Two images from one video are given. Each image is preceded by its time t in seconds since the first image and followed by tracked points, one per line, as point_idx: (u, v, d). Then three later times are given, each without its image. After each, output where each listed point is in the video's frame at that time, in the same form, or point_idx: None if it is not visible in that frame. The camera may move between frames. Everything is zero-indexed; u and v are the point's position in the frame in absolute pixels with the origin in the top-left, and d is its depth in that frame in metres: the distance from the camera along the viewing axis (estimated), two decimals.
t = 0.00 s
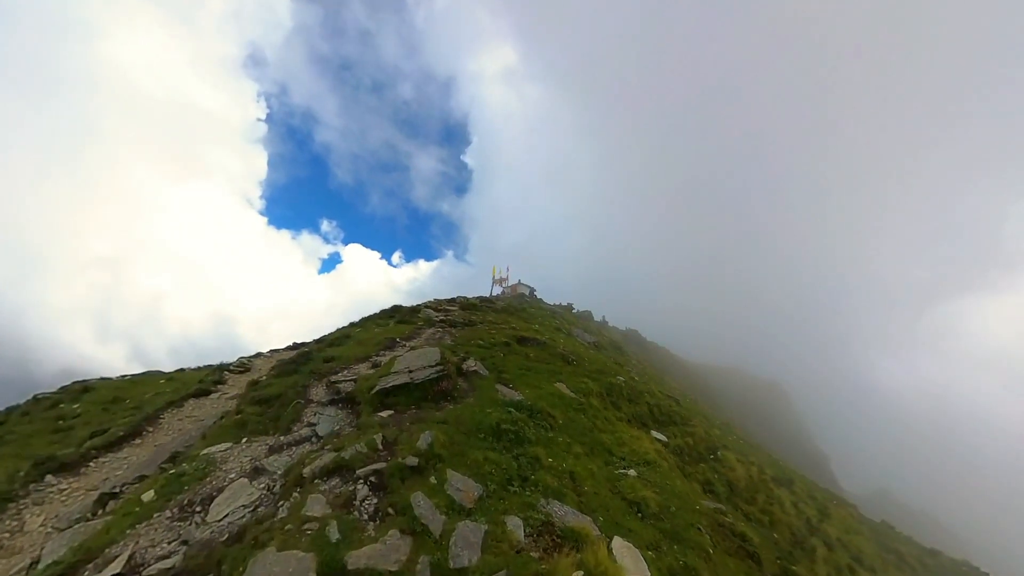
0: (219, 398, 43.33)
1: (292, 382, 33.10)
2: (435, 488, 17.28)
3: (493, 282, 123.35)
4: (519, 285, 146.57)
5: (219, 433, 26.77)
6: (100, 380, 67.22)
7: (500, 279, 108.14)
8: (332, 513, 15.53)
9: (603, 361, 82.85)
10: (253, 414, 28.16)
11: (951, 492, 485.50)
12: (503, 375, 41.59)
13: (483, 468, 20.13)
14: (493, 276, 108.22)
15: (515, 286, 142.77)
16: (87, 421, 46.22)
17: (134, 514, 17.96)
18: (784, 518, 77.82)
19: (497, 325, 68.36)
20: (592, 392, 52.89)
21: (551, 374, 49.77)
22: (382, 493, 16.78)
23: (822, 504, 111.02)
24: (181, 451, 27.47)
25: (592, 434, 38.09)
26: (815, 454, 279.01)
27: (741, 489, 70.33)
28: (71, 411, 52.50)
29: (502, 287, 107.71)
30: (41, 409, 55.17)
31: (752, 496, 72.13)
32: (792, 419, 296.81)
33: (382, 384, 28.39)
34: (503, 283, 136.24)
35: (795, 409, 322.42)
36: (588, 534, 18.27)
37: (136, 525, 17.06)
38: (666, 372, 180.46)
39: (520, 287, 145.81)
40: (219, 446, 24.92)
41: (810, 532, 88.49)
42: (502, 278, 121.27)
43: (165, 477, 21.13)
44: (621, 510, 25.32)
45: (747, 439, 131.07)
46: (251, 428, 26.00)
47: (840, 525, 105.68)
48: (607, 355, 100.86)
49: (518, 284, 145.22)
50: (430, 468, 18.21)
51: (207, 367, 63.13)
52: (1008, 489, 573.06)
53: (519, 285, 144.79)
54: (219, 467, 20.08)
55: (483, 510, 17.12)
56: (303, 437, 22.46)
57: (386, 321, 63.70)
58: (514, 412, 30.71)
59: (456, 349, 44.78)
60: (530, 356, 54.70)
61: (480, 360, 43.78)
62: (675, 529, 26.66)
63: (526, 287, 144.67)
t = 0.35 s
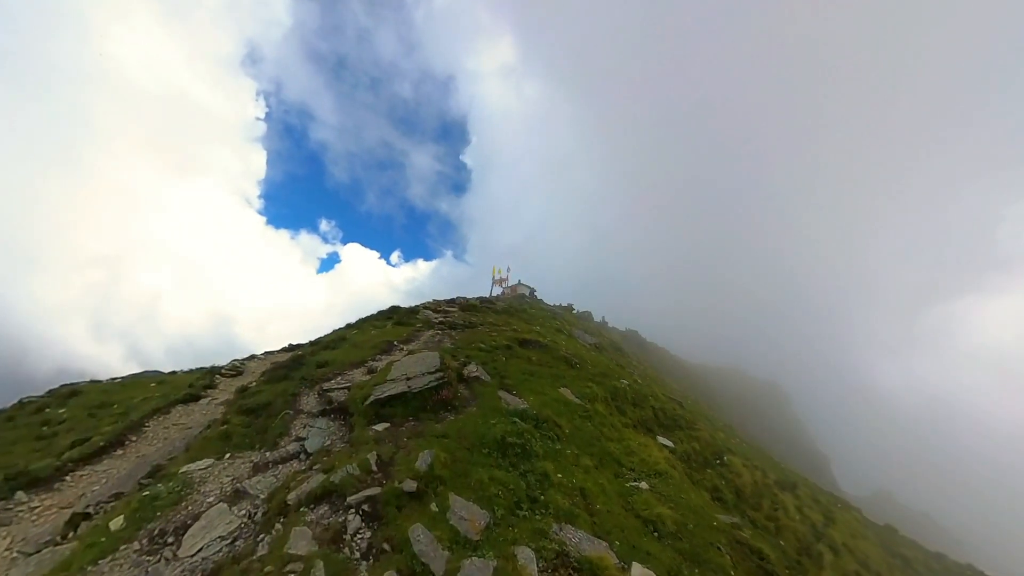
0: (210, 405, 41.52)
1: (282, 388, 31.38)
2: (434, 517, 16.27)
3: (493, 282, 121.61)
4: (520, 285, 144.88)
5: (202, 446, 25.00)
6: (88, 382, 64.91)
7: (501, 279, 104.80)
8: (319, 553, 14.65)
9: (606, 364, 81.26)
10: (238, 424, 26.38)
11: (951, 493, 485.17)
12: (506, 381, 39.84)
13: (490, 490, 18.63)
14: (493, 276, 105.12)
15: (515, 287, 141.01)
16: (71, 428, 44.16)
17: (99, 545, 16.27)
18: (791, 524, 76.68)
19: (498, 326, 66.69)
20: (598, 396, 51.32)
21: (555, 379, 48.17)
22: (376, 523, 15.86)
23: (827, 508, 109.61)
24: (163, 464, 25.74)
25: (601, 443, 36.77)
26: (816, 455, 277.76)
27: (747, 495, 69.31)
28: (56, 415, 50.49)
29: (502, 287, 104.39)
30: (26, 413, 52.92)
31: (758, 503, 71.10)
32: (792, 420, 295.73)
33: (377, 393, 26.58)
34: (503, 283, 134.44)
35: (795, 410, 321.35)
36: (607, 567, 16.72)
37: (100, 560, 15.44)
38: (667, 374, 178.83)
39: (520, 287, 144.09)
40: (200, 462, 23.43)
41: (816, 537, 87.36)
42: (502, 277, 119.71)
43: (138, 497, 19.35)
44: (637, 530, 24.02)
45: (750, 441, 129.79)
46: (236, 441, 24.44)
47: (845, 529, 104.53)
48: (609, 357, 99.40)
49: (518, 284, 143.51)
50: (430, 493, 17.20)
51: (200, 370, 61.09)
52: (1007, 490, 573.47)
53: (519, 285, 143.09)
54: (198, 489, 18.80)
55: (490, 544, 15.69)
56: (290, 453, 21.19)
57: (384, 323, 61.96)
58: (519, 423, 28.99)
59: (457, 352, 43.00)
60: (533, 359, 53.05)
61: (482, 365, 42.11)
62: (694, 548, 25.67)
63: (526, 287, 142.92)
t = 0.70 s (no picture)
0: (200, 412, 39.88)
1: (274, 394, 29.77)
2: (441, 546, 15.06)
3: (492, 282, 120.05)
4: (519, 285, 143.28)
5: (185, 459, 23.62)
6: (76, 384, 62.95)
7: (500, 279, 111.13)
8: None
9: (610, 365, 79.83)
10: (226, 436, 25.06)
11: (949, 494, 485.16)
12: (510, 385, 38.31)
13: (501, 512, 17.59)
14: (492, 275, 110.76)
15: (515, 286, 139.42)
16: (55, 434, 42.37)
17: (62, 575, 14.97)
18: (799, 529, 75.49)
19: (500, 327, 65.19)
20: (604, 400, 50.03)
21: (560, 383, 46.81)
22: (376, 555, 14.61)
23: (832, 511, 108.15)
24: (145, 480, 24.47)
25: (610, 451, 35.60)
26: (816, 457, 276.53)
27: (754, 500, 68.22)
28: (41, 420, 48.67)
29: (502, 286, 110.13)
30: (10, 416, 51.02)
31: (765, 508, 70.02)
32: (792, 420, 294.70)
33: (375, 401, 24.86)
34: (503, 283, 132.83)
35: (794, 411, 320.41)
36: None
37: None
38: (668, 374, 177.33)
39: (520, 287, 142.50)
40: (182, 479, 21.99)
41: (822, 541, 86.21)
42: (501, 277, 118.13)
43: (111, 519, 18.04)
44: (656, 548, 22.85)
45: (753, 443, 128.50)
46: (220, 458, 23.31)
47: (850, 532, 103.33)
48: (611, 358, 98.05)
49: (518, 284, 141.91)
50: (436, 518, 16.13)
51: (192, 372, 59.30)
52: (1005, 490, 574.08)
53: (519, 285, 141.52)
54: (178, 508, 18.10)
55: None
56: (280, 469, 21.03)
57: (382, 323, 60.37)
58: (527, 433, 27.51)
59: (459, 354, 41.24)
60: (537, 362, 51.52)
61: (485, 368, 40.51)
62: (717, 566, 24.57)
63: (526, 287, 141.29)
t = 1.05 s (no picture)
0: (191, 422, 38.56)
1: (267, 407, 28.45)
2: None
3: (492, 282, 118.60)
4: (519, 285, 141.74)
5: (172, 482, 23.08)
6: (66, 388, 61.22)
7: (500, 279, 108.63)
8: None
9: (613, 368, 78.53)
10: (216, 455, 24.52)
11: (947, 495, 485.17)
12: (515, 394, 37.00)
13: (517, 543, 16.71)
14: (493, 276, 108.58)
15: (515, 287, 137.91)
16: (41, 443, 41.00)
17: None
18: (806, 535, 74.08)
19: (502, 330, 63.74)
20: (611, 406, 48.65)
21: (567, 389, 45.58)
22: None
23: (835, 514, 106.97)
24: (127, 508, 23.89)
25: (621, 462, 34.39)
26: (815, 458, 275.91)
27: (760, 507, 66.83)
28: (28, 427, 47.25)
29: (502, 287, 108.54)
30: None
31: (771, 514, 68.65)
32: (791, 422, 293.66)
33: (376, 416, 23.40)
34: (503, 283, 131.33)
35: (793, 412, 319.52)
36: None
37: None
38: (668, 376, 175.93)
39: (520, 287, 140.93)
40: (167, 509, 20.84)
41: (828, 546, 84.77)
42: (502, 278, 116.49)
43: (93, 556, 17.91)
44: (677, 572, 21.45)
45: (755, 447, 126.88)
46: (209, 484, 22.23)
47: (855, 537, 101.93)
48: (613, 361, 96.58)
49: (518, 285, 140.31)
50: (448, 555, 15.14)
51: (185, 376, 57.82)
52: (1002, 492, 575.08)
53: (519, 285, 140.01)
54: (158, 552, 17.64)
55: None
56: (273, 497, 20.26)
57: (381, 326, 58.94)
58: (537, 448, 26.18)
59: (462, 361, 39.76)
60: (542, 367, 50.15)
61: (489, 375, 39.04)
62: None
63: (526, 287, 139.76)
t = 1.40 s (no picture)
0: (177, 429, 36.90)
1: (252, 416, 26.74)
2: None
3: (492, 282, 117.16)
4: (519, 286, 140.25)
5: (147, 500, 21.42)
6: (54, 391, 59.53)
7: (500, 279, 110.93)
8: None
9: (614, 371, 77.15)
10: (195, 471, 22.88)
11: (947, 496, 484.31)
12: (514, 401, 35.47)
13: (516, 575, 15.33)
14: (493, 276, 109.98)
15: (515, 287, 136.36)
16: (22, 450, 39.35)
17: None
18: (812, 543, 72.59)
19: (502, 332, 62.20)
20: (614, 412, 47.20)
21: (568, 395, 44.22)
22: None
23: (839, 519, 105.80)
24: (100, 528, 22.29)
25: (625, 473, 33.01)
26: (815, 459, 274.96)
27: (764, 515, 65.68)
28: (11, 433, 45.57)
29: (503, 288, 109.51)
30: None
31: (776, 522, 67.27)
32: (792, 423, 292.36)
33: (365, 429, 21.79)
34: (503, 284, 129.84)
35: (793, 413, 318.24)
36: None
37: None
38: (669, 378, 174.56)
39: (520, 287, 139.40)
40: (139, 532, 19.21)
41: (833, 553, 83.33)
42: (502, 278, 115.03)
43: None
44: None
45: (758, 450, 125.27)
46: (185, 503, 20.63)
47: (860, 543, 100.37)
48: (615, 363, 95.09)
49: (518, 285, 138.81)
50: None
51: (177, 379, 56.26)
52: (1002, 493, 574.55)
53: (519, 285, 138.43)
54: None
55: None
56: (252, 520, 18.71)
57: (377, 327, 57.41)
58: (537, 462, 24.64)
59: (459, 365, 38.19)
60: (542, 371, 48.67)
61: (487, 381, 37.47)
62: None
63: (527, 287, 138.22)
